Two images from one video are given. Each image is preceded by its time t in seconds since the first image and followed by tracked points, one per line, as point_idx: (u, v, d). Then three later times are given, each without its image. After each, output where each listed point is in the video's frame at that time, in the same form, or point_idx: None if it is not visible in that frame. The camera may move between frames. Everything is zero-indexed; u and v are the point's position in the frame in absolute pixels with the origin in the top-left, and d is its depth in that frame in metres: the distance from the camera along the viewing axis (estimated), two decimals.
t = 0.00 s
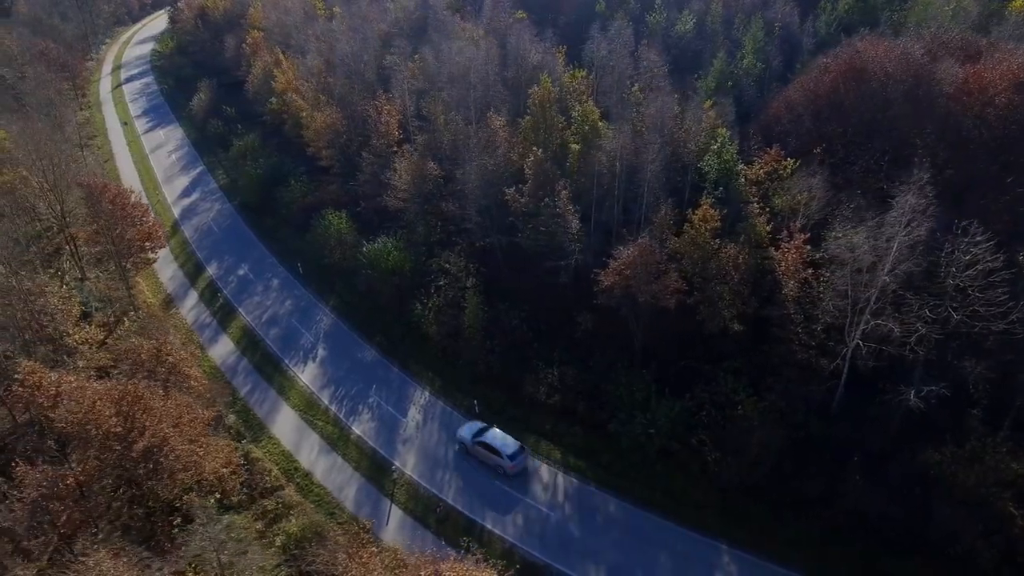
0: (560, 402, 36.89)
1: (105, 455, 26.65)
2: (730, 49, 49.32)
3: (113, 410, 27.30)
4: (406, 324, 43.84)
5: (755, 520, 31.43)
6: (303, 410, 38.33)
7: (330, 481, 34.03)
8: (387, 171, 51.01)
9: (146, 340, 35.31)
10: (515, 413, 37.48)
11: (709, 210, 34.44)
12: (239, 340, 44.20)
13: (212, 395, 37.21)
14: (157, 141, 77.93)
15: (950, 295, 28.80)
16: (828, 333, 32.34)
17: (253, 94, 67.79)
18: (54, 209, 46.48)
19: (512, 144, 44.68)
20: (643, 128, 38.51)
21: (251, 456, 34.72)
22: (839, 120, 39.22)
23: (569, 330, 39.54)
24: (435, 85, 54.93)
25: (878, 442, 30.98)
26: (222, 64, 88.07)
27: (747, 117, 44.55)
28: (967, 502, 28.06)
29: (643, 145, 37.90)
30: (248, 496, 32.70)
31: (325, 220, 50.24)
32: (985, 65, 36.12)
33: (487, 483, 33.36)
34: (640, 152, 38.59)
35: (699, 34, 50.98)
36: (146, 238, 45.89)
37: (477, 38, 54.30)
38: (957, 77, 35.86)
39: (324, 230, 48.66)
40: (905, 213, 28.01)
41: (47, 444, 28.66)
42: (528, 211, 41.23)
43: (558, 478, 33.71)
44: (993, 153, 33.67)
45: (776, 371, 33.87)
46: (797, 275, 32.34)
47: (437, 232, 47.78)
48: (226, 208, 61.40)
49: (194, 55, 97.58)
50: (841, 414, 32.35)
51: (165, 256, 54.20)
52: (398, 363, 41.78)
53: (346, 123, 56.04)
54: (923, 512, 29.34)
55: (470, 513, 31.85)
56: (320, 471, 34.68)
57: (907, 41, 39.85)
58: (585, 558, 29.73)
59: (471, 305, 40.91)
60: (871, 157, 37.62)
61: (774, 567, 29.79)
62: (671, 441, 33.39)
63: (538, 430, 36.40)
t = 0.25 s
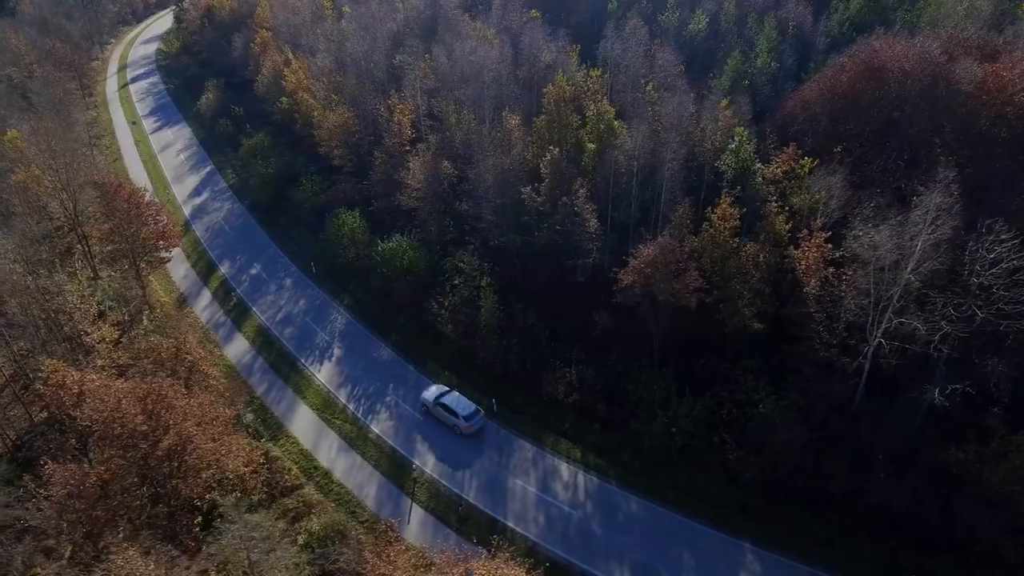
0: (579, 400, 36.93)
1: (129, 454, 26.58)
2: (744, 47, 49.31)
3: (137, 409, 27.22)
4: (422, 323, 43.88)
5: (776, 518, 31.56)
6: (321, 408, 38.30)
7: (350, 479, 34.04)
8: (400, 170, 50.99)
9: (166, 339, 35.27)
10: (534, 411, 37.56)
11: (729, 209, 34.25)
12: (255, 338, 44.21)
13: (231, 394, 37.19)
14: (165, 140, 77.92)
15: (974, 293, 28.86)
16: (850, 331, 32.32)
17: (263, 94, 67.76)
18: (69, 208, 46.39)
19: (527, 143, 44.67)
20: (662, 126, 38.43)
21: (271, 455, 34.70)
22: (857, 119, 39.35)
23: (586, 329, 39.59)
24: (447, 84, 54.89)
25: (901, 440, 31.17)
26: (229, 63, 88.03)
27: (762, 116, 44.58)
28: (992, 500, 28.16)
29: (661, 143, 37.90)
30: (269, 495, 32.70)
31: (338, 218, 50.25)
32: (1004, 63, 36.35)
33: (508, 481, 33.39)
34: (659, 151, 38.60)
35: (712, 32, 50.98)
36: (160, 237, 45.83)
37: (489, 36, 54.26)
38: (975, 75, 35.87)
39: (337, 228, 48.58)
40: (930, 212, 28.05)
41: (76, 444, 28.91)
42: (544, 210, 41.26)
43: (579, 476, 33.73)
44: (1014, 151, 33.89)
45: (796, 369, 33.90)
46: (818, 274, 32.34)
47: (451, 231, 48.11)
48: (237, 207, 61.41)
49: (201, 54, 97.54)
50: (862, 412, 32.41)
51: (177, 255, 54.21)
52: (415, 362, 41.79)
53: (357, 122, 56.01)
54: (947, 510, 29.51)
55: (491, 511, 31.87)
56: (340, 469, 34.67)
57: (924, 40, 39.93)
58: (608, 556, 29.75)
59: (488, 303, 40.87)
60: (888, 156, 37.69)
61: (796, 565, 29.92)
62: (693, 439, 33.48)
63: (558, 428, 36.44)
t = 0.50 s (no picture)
0: (598, 399, 36.86)
1: (155, 452, 26.54)
2: (758, 46, 49.29)
3: (164, 407, 27.14)
4: (438, 322, 43.84)
5: (798, 516, 31.49)
6: (338, 407, 38.22)
7: (370, 478, 33.97)
8: (414, 169, 50.96)
9: (186, 339, 35.33)
10: (552, 410, 37.49)
11: (749, 208, 34.07)
12: (270, 337, 44.14)
13: (249, 393, 37.09)
14: (174, 139, 77.91)
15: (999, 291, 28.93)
16: (872, 330, 32.33)
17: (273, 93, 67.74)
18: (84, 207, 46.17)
19: (542, 142, 44.65)
20: (681, 123, 38.24)
21: (291, 454, 34.65)
22: (874, 118, 39.24)
23: (604, 328, 39.53)
24: (459, 84, 54.88)
25: (923, 439, 31.06)
26: (237, 63, 88.00)
27: (777, 115, 44.58)
28: (1017, 499, 28.30)
29: (680, 142, 37.88)
30: (290, 494, 32.64)
31: (352, 217, 50.15)
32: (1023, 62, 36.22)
33: (529, 480, 33.34)
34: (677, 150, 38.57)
35: (726, 31, 50.95)
36: (175, 236, 45.78)
37: (503, 35, 54.25)
38: (995, 74, 35.84)
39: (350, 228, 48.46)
40: (956, 209, 28.10)
41: (100, 440, 28.92)
42: (562, 209, 41.21)
43: (599, 475, 33.69)
44: None
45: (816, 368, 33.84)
46: (841, 272, 32.34)
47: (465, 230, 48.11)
48: (248, 206, 61.38)
49: (208, 54, 97.52)
50: (883, 410, 32.23)
51: (189, 254, 54.15)
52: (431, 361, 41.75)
53: (369, 121, 55.98)
54: (970, 510, 29.48)
55: (513, 509, 31.83)
56: (360, 467, 34.61)
57: (942, 38, 39.91)
58: (632, 555, 29.70)
59: (504, 302, 40.75)
60: (907, 155, 37.56)
61: (820, 563, 29.86)
62: (713, 438, 33.40)
63: (577, 427, 36.39)
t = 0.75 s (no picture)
0: (617, 397, 36.85)
1: (182, 450, 26.51)
2: (772, 45, 49.27)
3: (191, 405, 27.26)
4: (454, 321, 43.82)
5: (821, 515, 31.49)
6: (357, 406, 38.15)
7: (391, 476, 33.93)
8: (427, 168, 50.94)
9: (206, 338, 35.27)
10: (571, 409, 37.46)
11: (769, 206, 34.43)
12: (286, 336, 44.10)
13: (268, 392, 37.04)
14: (183, 139, 77.90)
15: None
16: (895, 328, 32.34)
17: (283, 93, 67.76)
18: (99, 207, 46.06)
19: (558, 141, 44.63)
20: (699, 123, 38.49)
21: (311, 453, 34.65)
22: (892, 117, 39.22)
23: (622, 326, 39.40)
24: (472, 83, 54.87)
25: (946, 437, 31.13)
26: (245, 62, 88.00)
27: (793, 114, 44.55)
28: None
29: (698, 140, 37.87)
30: (311, 493, 32.67)
31: (366, 217, 50.12)
32: None
33: (550, 479, 33.35)
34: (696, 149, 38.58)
35: (740, 30, 50.92)
36: (191, 234, 45.78)
37: (516, 35, 54.22)
38: (1015, 73, 35.79)
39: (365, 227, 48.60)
40: (981, 208, 28.15)
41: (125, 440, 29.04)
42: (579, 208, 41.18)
43: (621, 473, 33.70)
44: None
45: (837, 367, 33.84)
46: (863, 271, 32.37)
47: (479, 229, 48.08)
48: (260, 205, 61.36)
49: (215, 54, 97.50)
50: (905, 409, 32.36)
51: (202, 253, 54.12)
52: (448, 360, 41.71)
53: (382, 120, 55.96)
54: (994, 508, 29.59)
55: (536, 508, 31.84)
56: (380, 466, 34.56)
57: (960, 37, 39.87)
58: (657, 553, 29.74)
59: (522, 301, 40.78)
60: (924, 154, 37.46)
61: (843, 561, 29.93)
62: (734, 437, 33.40)
63: (596, 426, 36.37)
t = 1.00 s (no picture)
0: (637, 396, 36.88)
1: (210, 449, 26.32)
2: (786, 44, 49.26)
3: (218, 403, 27.11)
4: (470, 320, 43.81)
5: (843, 513, 31.51)
6: (375, 405, 38.11)
7: (413, 475, 33.91)
8: (441, 167, 50.91)
9: (228, 336, 35.38)
10: (591, 407, 37.50)
11: (789, 204, 34.43)
12: (302, 335, 44.06)
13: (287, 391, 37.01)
14: (191, 138, 77.86)
15: None
16: (917, 326, 32.40)
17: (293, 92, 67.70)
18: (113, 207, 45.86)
19: (573, 140, 44.61)
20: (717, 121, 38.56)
21: (331, 452, 34.63)
22: (910, 116, 39.24)
23: (640, 325, 39.35)
24: (485, 82, 54.82)
25: (969, 435, 31.09)
26: (252, 62, 87.95)
27: (809, 113, 44.55)
28: None
29: (717, 139, 37.86)
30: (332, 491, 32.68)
31: (380, 216, 50.10)
32: None
33: (572, 477, 33.33)
34: (715, 147, 38.64)
35: (754, 29, 50.91)
36: (206, 233, 45.77)
37: (529, 34, 54.20)
38: None
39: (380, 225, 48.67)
40: (1007, 206, 28.22)
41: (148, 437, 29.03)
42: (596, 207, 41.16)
43: (642, 471, 33.71)
44: None
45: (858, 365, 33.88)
46: (885, 269, 32.45)
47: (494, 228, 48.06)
48: (271, 205, 61.33)
49: (221, 53, 97.42)
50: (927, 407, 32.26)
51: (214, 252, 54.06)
52: (466, 359, 41.73)
53: (394, 120, 55.90)
54: (1017, 506, 29.59)
55: (559, 506, 31.81)
56: (401, 465, 34.53)
57: (977, 36, 39.90)
58: (681, 551, 29.74)
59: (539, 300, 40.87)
60: (942, 152, 37.45)
61: (867, 559, 29.98)
62: (756, 436, 33.43)
63: (616, 424, 36.39)
